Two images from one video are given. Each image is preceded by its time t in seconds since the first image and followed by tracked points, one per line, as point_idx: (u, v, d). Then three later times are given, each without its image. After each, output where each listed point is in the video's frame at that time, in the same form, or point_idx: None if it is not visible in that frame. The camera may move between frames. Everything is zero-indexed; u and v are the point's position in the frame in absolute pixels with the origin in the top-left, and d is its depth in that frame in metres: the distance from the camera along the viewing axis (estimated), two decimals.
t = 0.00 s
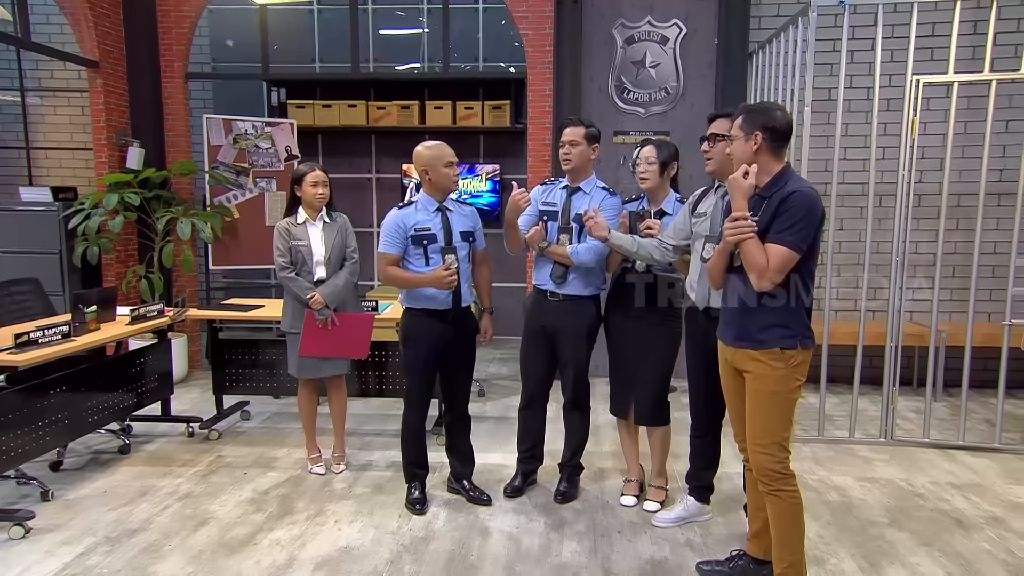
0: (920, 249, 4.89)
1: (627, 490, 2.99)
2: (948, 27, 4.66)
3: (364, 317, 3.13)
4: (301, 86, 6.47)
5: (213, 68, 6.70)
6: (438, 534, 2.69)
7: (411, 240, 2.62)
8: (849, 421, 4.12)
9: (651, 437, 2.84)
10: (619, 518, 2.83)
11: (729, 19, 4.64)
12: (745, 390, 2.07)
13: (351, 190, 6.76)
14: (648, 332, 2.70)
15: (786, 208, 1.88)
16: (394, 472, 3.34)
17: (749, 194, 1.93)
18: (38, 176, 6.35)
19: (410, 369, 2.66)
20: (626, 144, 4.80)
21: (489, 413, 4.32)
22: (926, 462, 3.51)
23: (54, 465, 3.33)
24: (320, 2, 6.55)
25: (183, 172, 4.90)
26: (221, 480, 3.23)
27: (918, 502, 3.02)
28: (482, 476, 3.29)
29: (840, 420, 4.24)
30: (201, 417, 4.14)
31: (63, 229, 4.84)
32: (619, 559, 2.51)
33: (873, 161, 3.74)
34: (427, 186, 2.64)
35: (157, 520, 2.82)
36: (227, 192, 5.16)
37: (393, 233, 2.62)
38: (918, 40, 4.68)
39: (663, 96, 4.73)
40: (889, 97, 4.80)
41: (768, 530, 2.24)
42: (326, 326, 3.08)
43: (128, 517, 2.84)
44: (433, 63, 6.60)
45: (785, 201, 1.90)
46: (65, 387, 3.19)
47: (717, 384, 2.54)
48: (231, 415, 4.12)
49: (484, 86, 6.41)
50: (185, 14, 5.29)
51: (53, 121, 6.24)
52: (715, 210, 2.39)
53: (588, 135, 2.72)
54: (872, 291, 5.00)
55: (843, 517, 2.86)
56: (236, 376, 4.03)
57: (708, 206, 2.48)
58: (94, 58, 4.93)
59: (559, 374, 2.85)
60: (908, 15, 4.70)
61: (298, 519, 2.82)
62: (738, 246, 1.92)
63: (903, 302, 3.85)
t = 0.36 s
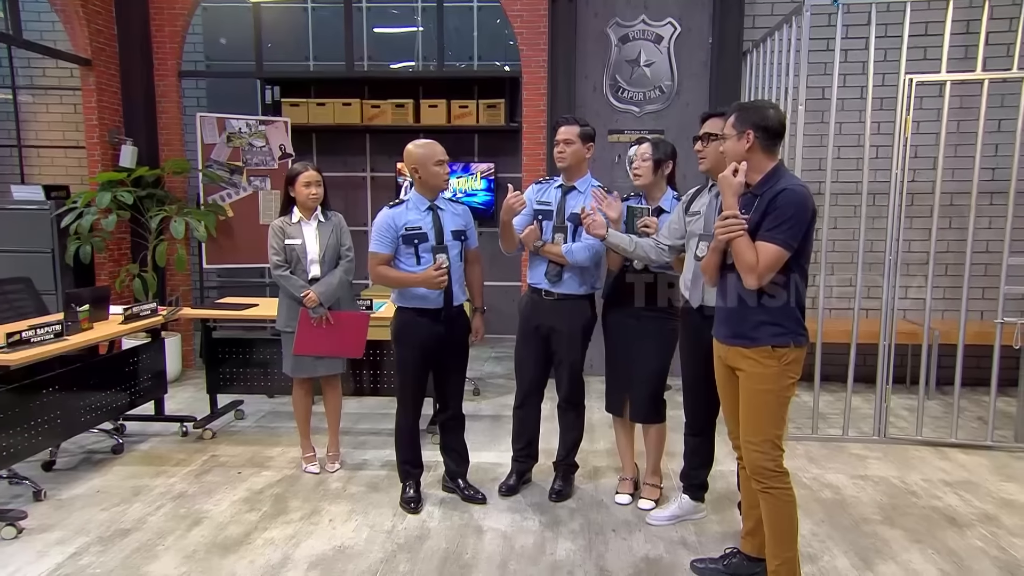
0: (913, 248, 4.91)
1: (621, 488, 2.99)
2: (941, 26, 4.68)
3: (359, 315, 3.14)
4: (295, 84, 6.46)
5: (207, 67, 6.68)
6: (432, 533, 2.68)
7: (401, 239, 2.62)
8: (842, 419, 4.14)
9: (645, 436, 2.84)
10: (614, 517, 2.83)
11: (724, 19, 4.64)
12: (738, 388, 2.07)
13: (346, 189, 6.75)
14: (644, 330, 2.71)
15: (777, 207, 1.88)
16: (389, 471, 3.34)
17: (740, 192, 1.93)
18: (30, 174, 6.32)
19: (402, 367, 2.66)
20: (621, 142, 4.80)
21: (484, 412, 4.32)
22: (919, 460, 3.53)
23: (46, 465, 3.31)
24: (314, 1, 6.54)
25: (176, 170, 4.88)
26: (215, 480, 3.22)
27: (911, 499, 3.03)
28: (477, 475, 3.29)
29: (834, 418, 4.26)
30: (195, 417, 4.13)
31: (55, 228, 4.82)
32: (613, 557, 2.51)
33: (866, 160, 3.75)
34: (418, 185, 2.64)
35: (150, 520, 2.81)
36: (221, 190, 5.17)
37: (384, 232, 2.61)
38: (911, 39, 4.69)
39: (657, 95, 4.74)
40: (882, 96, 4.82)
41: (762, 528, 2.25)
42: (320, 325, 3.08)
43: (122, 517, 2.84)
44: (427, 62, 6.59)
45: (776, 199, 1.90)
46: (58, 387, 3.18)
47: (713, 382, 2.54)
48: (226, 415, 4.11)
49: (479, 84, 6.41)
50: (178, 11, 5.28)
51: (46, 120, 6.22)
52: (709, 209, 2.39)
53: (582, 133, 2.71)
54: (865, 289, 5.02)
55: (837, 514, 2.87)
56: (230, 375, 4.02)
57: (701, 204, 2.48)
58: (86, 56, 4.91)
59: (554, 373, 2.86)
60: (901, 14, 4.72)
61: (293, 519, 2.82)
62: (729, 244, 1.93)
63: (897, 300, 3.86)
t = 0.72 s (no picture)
0: (905, 247, 4.93)
1: (616, 488, 2.99)
2: (933, 27, 4.70)
3: (356, 315, 3.14)
4: (289, 84, 6.45)
5: (200, 66, 6.66)
6: (427, 533, 2.68)
7: (394, 240, 2.62)
8: (836, 418, 4.15)
9: (640, 435, 2.84)
10: (608, 516, 2.83)
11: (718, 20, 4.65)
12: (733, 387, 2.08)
13: (340, 189, 6.74)
14: (638, 329, 2.71)
15: (771, 207, 1.89)
16: (383, 472, 3.33)
17: (734, 192, 1.94)
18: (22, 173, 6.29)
19: (396, 366, 2.66)
20: (615, 142, 4.80)
21: (478, 412, 4.32)
22: (911, 459, 3.54)
23: (38, 466, 3.29)
24: None
25: (169, 169, 4.87)
26: (209, 481, 3.21)
27: (903, 498, 3.05)
28: (472, 475, 3.28)
29: (828, 417, 4.28)
30: (189, 417, 4.11)
31: (47, 228, 4.80)
32: (608, 557, 2.51)
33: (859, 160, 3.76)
34: (409, 185, 2.64)
35: (143, 521, 2.80)
36: (215, 190, 5.14)
37: (376, 233, 2.61)
38: (904, 40, 4.71)
39: (651, 95, 4.75)
40: (875, 96, 4.84)
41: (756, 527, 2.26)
42: (317, 325, 3.08)
43: (114, 518, 2.82)
44: (422, 62, 6.59)
45: (770, 199, 1.90)
46: (50, 388, 3.17)
47: (707, 382, 2.55)
48: (219, 415, 4.10)
49: (473, 84, 6.42)
50: (172, 10, 5.26)
51: (37, 119, 6.18)
52: (702, 209, 2.40)
53: (577, 133, 2.72)
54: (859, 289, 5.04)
55: (830, 513, 2.88)
56: (224, 375, 4.01)
57: (695, 204, 2.49)
58: (78, 55, 4.89)
59: (549, 372, 2.86)
60: (893, 14, 4.74)
61: (287, 519, 2.81)
62: (724, 244, 1.93)
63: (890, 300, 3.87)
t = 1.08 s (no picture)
0: (900, 247, 4.95)
1: (611, 487, 3.00)
2: (927, 28, 4.71)
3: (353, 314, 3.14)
4: (284, 83, 6.44)
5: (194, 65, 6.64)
6: (422, 534, 2.68)
7: (389, 240, 2.61)
8: (831, 417, 4.16)
9: (636, 435, 2.85)
10: (604, 516, 2.84)
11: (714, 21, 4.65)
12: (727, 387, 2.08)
13: (336, 189, 6.73)
14: (634, 329, 2.71)
15: (765, 207, 1.89)
16: (379, 472, 3.33)
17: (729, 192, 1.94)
18: (15, 173, 6.26)
19: (392, 366, 2.66)
20: (611, 142, 4.81)
21: (474, 412, 4.32)
22: (906, 458, 3.55)
23: (32, 467, 3.28)
24: None
25: (164, 169, 4.85)
26: (204, 481, 3.20)
27: (898, 497, 3.06)
28: (468, 475, 3.28)
29: (822, 417, 4.29)
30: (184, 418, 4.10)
31: (41, 228, 4.76)
32: (604, 557, 2.51)
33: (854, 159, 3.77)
34: (404, 186, 2.63)
35: (138, 521, 2.79)
36: (210, 190, 5.15)
37: (371, 233, 2.61)
38: (898, 41, 4.73)
39: (647, 95, 4.75)
40: (870, 97, 4.85)
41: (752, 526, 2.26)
42: (315, 327, 3.06)
43: (109, 519, 2.82)
44: (417, 62, 6.59)
45: (764, 199, 1.91)
46: (44, 388, 3.16)
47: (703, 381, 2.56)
48: (215, 416, 4.09)
49: (469, 84, 6.42)
50: (166, 9, 5.24)
51: (30, 118, 6.15)
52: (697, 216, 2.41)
53: (571, 135, 2.72)
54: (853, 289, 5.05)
55: (825, 512, 2.89)
56: (219, 375, 4.00)
57: (690, 212, 2.50)
58: (72, 54, 4.87)
59: (545, 373, 2.86)
60: (888, 15, 4.75)
61: (282, 520, 2.81)
62: (718, 245, 1.93)
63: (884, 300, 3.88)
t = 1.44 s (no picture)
0: (896, 247, 4.97)
1: (608, 487, 3.00)
2: (923, 28, 4.73)
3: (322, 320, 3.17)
4: (281, 83, 6.44)
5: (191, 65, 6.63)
6: (419, 533, 2.68)
7: (384, 240, 2.61)
8: (827, 417, 4.17)
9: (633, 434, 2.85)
10: (600, 515, 2.84)
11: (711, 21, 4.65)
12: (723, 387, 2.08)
13: (333, 189, 6.72)
14: (631, 328, 2.71)
15: (760, 207, 1.89)
16: (376, 471, 3.33)
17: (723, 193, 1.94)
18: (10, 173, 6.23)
19: (388, 365, 2.66)
20: (608, 142, 4.81)
21: (471, 411, 4.32)
22: (902, 457, 3.56)
23: (28, 467, 3.27)
24: None
25: (159, 169, 4.84)
26: (200, 481, 3.19)
27: (894, 496, 3.06)
28: (464, 474, 3.28)
29: (819, 416, 4.30)
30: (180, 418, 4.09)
31: (36, 228, 4.76)
32: (601, 556, 2.52)
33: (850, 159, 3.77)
34: (400, 186, 2.63)
35: (134, 522, 2.78)
36: (207, 189, 5.14)
37: (367, 233, 2.60)
38: (893, 41, 4.74)
39: (644, 95, 4.75)
40: (866, 96, 4.86)
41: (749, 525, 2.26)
42: (283, 329, 3.07)
43: (105, 519, 2.81)
44: (414, 61, 6.60)
45: (759, 199, 1.91)
46: (39, 388, 3.15)
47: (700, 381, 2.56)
48: (211, 416, 4.08)
49: (466, 84, 6.43)
50: (163, 9, 5.24)
51: (25, 118, 6.12)
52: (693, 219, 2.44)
53: (566, 136, 2.72)
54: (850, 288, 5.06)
55: (821, 511, 2.89)
56: (214, 375, 3.99)
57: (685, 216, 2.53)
58: (67, 53, 4.85)
59: (542, 372, 2.86)
60: (883, 15, 4.77)
61: (279, 520, 2.80)
62: (714, 246, 1.94)
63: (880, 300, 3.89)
